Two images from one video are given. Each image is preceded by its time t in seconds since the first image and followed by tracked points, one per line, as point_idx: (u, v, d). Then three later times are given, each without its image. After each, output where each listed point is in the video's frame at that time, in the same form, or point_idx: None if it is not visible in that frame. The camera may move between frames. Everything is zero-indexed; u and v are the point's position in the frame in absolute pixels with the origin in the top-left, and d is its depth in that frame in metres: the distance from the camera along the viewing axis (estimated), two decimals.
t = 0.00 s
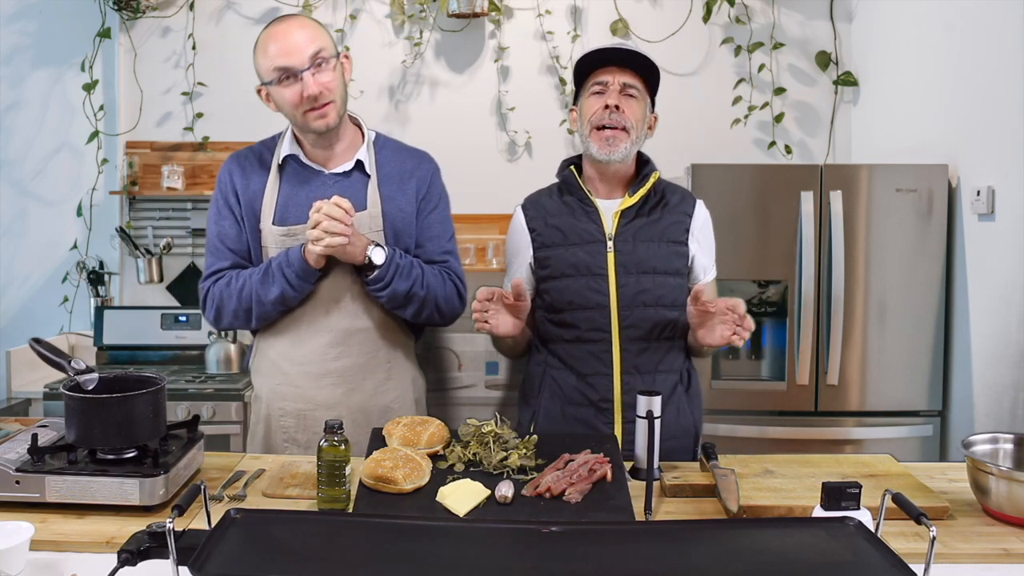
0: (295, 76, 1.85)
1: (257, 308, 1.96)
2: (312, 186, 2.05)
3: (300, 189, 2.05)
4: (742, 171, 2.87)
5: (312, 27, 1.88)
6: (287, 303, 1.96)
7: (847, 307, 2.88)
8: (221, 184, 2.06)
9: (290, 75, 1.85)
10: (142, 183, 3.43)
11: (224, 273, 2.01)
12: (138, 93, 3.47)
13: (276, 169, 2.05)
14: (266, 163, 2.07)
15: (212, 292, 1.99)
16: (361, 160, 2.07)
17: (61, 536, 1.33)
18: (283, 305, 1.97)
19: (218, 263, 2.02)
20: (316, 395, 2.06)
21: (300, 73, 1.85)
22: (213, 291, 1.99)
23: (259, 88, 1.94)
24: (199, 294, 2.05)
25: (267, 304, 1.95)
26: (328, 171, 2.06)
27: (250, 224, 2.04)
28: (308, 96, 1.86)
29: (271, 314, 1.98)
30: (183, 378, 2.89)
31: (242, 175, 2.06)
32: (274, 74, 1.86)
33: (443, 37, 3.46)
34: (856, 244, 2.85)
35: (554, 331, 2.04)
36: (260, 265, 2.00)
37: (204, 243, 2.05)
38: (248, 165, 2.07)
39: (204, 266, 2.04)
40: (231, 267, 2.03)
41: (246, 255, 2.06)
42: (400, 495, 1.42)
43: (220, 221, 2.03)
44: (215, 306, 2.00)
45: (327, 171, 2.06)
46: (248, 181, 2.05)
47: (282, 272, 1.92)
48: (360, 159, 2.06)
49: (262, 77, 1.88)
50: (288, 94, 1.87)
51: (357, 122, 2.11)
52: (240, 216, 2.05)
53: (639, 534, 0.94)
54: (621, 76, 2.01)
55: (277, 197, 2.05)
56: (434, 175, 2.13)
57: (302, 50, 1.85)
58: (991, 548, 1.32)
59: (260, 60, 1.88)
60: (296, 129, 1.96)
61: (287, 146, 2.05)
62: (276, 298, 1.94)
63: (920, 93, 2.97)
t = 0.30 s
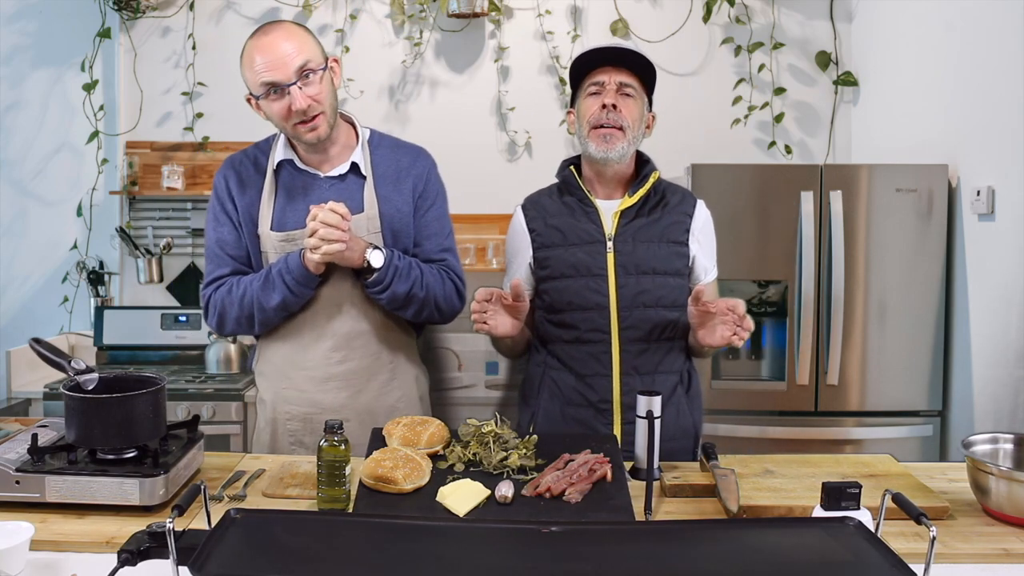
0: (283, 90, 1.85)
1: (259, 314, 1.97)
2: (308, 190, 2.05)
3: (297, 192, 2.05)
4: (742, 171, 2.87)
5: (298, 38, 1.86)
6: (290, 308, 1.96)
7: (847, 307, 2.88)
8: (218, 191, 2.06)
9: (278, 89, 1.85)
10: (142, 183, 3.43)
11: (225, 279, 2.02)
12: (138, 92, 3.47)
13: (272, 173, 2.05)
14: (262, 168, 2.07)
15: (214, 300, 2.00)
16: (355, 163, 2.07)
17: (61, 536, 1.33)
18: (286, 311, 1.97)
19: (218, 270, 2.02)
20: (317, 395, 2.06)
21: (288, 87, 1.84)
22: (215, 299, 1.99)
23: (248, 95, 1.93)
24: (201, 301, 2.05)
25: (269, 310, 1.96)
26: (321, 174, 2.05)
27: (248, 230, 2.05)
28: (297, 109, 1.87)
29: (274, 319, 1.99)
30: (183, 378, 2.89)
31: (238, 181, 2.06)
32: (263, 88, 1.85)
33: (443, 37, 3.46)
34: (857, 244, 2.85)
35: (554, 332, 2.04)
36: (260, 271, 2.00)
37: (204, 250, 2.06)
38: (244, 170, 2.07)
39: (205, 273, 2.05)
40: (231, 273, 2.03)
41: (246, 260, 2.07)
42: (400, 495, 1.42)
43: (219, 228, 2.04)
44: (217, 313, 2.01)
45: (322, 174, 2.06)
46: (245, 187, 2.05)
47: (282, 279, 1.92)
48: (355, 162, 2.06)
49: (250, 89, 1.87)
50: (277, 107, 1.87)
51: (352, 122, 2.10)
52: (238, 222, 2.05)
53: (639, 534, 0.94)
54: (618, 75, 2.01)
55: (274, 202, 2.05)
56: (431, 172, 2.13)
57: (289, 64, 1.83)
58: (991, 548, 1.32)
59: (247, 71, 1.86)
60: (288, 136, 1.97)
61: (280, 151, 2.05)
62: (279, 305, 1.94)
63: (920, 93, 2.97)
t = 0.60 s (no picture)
0: (298, 84, 1.85)
1: (261, 303, 1.96)
2: (315, 184, 2.05)
3: (304, 187, 2.05)
4: (742, 171, 2.87)
5: (320, 35, 1.86)
6: (292, 298, 1.96)
7: (847, 307, 2.88)
8: (225, 183, 2.06)
9: (292, 82, 1.85)
10: (142, 183, 3.43)
11: (228, 270, 2.01)
12: (138, 92, 3.47)
13: (280, 167, 2.05)
14: (270, 162, 2.07)
15: (216, 289, 1.99)
16: (364, 158, 2.07)
17: (61, 536, 1.33)
18: (288, 301, 1.96)
19: (222, 260, 2.02)
20: (319, 395, 2.07)
21: (302, 82, 1.85)
22: (217, 287, 1.99)
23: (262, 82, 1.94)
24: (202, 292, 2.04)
25: (271, 299, 1.95)
26: (328, 169, 2.05)
27: (253, 222, 2.04)
28: (308, 105, 1.87)
29: (275, 310, 1.98)
30: (183, 378, 2.89)
31: (245, 174, 2.06)
32: (277, 79, 1.85)
33: (443, 37, 3.46)
34: (856, 244, 2.85)
35: (556, 332, 2.04)
36: (264, 262, 2.00)
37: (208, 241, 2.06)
38: (252, 164, 2.07)
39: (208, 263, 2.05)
40: (235, 264, 2.03)
41: (250, 253, 2.06)
42: (401, 495, 1.42)
43: (224, 218, 2.04)
44: (218, 302, 2.00)
45: (329, 169, 2.06)
46: (252, 180, 2.05)
47: (287, 267, 1.93)
48: (364, 158, 2.06)
49: (265, 77, 1.87)
50: (288, 100, 1.88)
51: (361, 121, 2.11)
52: (244, 214, 2.05)
53: (639, 535, 0.94)
54: (612, 78, 2.00)
55: (281, 196, 2.05)
56: (437, 173, 2.14)
57: (306, 58, 1.84)
58: (991, 548, 1.32)
59: (264, 59, 1.87)
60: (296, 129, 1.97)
61: (289, 145, 2.05)
62: (282, 293, 1.94)
63: (920, 93, 2.97)
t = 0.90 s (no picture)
0: (327, 86, 1.86)
1: (259, 295, 1.96)
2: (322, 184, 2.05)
3: (311, 186, 2.05)
4: (742, 171, 2.87)
5: (356, 43, 1.88)
6: (289, 290, 1.95)
7: (847, 307, 2.88)
8: (234, 176, 2.06)
9: (322, 84, 1.86)
10: (142, 183, 3.43)
11: (230, 261, 2.02)
12: (138, 92, 3.47)
13: (290, 164, 2.05)
14: (280, 159, 2.07)
15: (217, 279, 1.99)
16: (372, 159, 2.07)
17: (61, 536, 1.33)
18: (285, 294, 1.96)
19: (225, 252, 2.02)
20: (320, 394, 2.07)
21: (332, 85, 1.86)
22: (217, 277, 1.99)
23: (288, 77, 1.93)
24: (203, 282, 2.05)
25: (268, 289, 1.95)
26: (336, 169, 2.05)
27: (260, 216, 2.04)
28: (332, 108, 1.88)
29: (272, 302, 1.97)
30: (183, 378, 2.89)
31: (255, 169, 2.06)
32: (308, 78, 1.86)
33: (443, 36, 3.46)
34: (857, 244, 2.85)
35: (557, 331, 2.04)
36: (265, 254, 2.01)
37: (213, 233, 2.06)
38: (262, 160, 2.07)
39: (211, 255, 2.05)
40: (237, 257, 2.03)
41: (254, 247, 2.06)
42: (401, 495, 1.42)
43: (230, 211, 2.04)
44: (218, 293, 2.00)
45: (337, 170, 2.06)
46: (261, 175, 2.05)
47: (285, 258, 1.93)
48: (372, 159, 2.07)
49: (296, 72, 1.87)
50: (313, 99, 1.88)
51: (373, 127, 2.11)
52: (251, 207, 2.05)
53: (639, 535, 0.94)
54: (610, 83, 1.97)
55: (288, 193, 2.05)
56: (443, 178, 2.14)
57: (339, 63, 1.85)
58: (991, 548, 1.32)
59: (297, 55, 1.87)
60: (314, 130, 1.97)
61: (300, 143, 2.05)
62: (278, 285, 1.94)
63: (920, 93, 2.97)
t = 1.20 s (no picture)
0: (344, 92, 1.87)
1: (254, 283, 1.95)
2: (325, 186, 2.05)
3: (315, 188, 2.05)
4: (742, 171, 2.87)
5: (378, 53, 1.89)
6: (284, 278, 1.93)
7: (846, 308, 2.88)
8: (241, 175, 2.07)
9: (340, 90, 1.86)
10: (142, 183, 3.45)
11: (231, 255, 2.02)
12: (138, 92, 3.47)
13: (296, 165, 2.05)
14: (287, 159, 2.07)
15: (218, 272, 2.00)
16: (377, 164, 2.08)
17: (61, 536, 1.33)
18: (280, 282, 1.94)
19: (228, 248, 2.03)
20: (321, 394, 2.07)
21: (350, 92, 1.87)
22: (218, 270, 2.00)
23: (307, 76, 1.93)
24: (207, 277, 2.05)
25: (263, 276, 1.93)
26: (340, 171, 2.05)
27: (264, 214, 2.04)
28: (346, 115, 1.88)
29: (268, 291, 1.96)
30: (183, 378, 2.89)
31: (261, 169, 2.06)
32: (326, 82, 1.86)
33: (443, 36, 3.46)
34: (856, 244, 2.85)
35: (558, 330, 2.04)
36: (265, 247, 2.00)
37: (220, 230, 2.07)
38: (268, 160, 2.07)
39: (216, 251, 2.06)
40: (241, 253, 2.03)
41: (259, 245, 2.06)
42: (401, 495, 1.42)
43: (236, 209, 2.05)
44: (218, 286, 2.00)
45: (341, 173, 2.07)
46: (267, 174, 2.05)
47: (279, 245, 1.92)
48: (377, 164, 2.07)
49: (315, 74, 1.87)
50: (329, 102, 1.88)
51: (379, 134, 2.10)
52: (256, 205, 2.05)
53: (639, 533, 0.94)
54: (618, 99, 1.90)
55: (293, 194, 2.05)
56: (446, 183, 2.14)
57: (359, 73, 1.86)
58: (991, 548, 1.32)
59: (318, 57, 1.87)
60: (324, 131, 1.97)
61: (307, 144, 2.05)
62: (272, 272, 1.92)
63: (920, 93, 2.97)
